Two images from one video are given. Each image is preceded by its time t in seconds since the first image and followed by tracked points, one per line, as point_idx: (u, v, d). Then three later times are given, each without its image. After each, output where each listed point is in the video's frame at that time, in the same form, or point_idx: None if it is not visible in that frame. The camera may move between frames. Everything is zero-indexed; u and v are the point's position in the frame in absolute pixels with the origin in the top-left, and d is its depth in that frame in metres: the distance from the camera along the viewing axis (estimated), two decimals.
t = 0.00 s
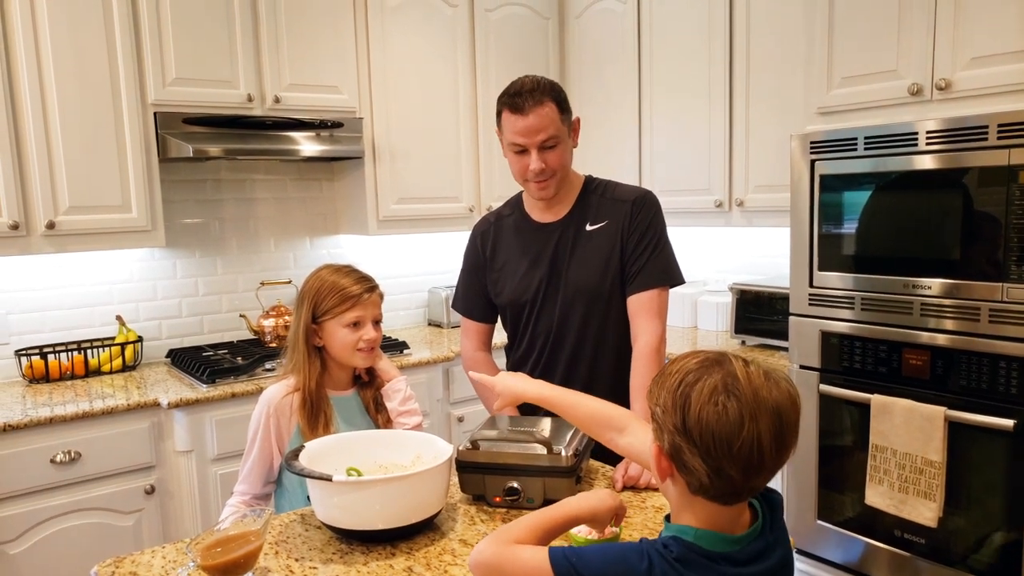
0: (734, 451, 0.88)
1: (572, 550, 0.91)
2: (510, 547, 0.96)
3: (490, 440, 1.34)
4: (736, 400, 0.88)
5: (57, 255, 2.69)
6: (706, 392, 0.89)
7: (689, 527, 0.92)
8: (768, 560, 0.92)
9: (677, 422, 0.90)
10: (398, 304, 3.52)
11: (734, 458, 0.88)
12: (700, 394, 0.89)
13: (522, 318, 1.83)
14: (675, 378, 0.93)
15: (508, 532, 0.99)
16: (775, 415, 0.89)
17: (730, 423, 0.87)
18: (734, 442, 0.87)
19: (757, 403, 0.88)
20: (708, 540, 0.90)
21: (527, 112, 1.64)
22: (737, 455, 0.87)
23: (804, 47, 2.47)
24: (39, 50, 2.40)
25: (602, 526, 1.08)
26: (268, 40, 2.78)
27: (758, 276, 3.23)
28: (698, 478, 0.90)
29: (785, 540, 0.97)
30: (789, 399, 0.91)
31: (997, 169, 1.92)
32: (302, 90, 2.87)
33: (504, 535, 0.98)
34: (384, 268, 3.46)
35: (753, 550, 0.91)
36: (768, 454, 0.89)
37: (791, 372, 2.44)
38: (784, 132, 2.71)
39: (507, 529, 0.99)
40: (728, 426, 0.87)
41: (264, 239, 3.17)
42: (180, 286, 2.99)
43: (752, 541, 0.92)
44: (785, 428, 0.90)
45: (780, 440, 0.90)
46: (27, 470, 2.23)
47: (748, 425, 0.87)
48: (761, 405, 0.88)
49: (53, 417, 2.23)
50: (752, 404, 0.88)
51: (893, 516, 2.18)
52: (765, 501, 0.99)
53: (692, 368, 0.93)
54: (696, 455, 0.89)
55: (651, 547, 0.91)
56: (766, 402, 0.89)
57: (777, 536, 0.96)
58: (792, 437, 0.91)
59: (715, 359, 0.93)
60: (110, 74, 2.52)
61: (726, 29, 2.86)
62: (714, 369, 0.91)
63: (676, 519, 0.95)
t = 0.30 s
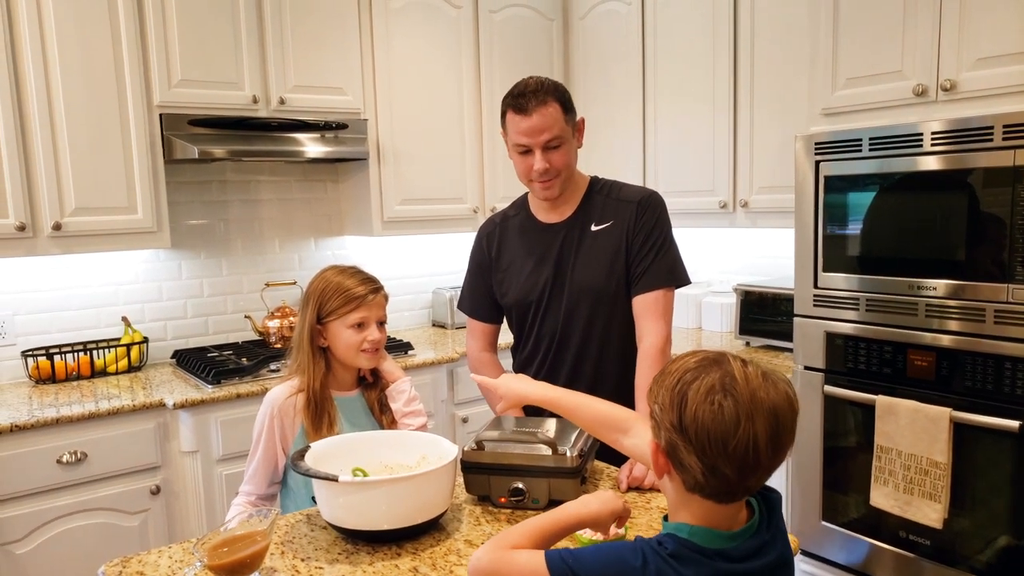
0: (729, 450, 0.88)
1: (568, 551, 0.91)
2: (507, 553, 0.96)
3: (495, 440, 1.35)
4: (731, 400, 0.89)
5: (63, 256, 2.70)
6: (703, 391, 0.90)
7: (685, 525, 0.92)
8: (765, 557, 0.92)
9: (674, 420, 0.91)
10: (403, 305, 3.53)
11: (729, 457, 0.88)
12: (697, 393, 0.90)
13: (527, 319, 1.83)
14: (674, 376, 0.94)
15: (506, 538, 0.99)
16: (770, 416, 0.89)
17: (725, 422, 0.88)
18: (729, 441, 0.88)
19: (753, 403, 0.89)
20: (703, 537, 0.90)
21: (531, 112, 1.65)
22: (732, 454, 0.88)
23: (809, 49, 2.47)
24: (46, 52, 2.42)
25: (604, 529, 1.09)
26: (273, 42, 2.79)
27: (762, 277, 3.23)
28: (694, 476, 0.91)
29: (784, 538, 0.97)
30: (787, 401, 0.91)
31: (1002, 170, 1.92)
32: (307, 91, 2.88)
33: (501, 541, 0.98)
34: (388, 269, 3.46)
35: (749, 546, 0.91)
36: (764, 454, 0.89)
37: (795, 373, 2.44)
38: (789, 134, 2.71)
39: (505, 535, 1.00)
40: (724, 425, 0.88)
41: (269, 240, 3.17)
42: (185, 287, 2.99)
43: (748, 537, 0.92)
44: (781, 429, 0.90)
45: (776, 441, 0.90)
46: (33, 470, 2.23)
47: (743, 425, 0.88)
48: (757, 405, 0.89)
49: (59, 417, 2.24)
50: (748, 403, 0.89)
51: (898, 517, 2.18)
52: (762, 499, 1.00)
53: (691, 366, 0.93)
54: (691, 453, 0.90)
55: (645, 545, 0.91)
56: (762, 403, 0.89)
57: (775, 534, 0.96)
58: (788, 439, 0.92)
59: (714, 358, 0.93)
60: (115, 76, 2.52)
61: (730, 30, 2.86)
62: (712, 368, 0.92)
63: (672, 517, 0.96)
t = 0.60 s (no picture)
0: (722, 451, 0.89)
1: (563, 550, 0.91)
2: (503, 553, 0.96)
3: (499, 442, 1.35)
4: (727, 402, 0.89)
5: (68, 257, 2.71)
6: (699, 392, 0.90)
7: (678, 522, 0.93)
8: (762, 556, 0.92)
9: (670, 419, 0.92)
10: (406, 306, 3.53)
11: (722, 458, 0.89)
12: (694, 394, 0.90)
13: (531, 319, 1.83)
14: (673, 376, 0.94)
15: (503, 540, 0.99)
16: (765, 419, 0.89)
17: (719, 424, 0.88)
18: (723, 442, 0.88)
19: (748, 407, 0.89)
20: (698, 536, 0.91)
21: (539, 114, 1.65)
22: (725, 456, 0.88)
23: (812, 51, 2.47)
24: (52, 54, 2.43)
25: (609, 533, 1.08)
26: (277, 44, 2.80)
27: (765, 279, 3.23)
28: (687, 475, 0.91)
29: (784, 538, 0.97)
30: (784, 406, 0.91)
31: (1006, 171, 1.92)
32: (311, 93, 2.89)
33: (498, 542, 0.99)
34: (391, 270, 3.47)
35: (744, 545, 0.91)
36: (757, 457, 0.90)
37: (798, 375, 2.44)
38: (792, 136, 2.72)
39: (503, 537, 1.00)
40: (718, 426, 0.88)
41: (272, 241, 3.18)
42: (189, 289, 3.00)
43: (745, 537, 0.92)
44: (776, 434, 0.91)
45: (770, 445, 0.90)
46: (37, 471, 2.24)
47: (737, 427, 0.88)
48: (752, 409, 0.89)
49: (63, 418, 2.24)
50: (743, 406, 0.89)
51: (901, 518, 2.18)
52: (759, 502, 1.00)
53: (689, 366, 0.94)
54: (684, 452, 0.91)
55: (638, 543, 0.92)
56: (758, 406, 0.89)
57: (773, 534, 0.95)
58: (783, 443, 0.92)
59: (713, 359, 0.93)
60: (120, 78, 2.53)
61: (734, 32, 2.87)
62: (710, 369, 0.92)
63: (666, 514, 0.97)
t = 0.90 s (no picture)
0: (713, 452, 0.89)
1: (555, 548, 0.92)
2: (496, 550, 0.97)
3: (500, 443, 1.36)
4: (719, 404, 0.89)
5: (68, 258, 2.71)
6: (692, 394, 0.90)
7: (669, 522, 0.94)
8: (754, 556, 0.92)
9: (662, 419, 0.92)
10: (406, 307, 3.54)
11: (713, 459, 0.89)
12: (687, 395, 0.91)
13: (531, 320, 1.84)
14: (667, 377, 0.94)
15: (497, 539, 1.00)
16: (757, 422, 0.90)
17: (711, 425, 0.89)
18: (715, 443, 0.89)
19: (740, 409, 0.89)
20: (690, 535, 0.91)
21: (541, 115, 1.65)
22: (716, 457, 0.89)
23: (812, 52, 2.48)
24: (52, 55, 2.43)
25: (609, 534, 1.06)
26: (278, 44, 2.80)
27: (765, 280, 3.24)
28: (678, 476, 0.92)
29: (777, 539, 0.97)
30: (777, 408, 0.91)
31: (1005, 173, 1.93)
32: (311, 95, 2.89)
33: (492, 541, 0.99)
34: (391, 271, 3.47)
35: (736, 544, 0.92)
36: (749, 460, 0.90)
37: (798, 376, 2.45)
38: (792, 137, 2.72)
39: (498, 536, 1.01)
40: (710, 427, 0.89)
41: (273, 242, 3.18)
42: (189, 290, 3.00)
43: (736, 537, 0.92)
44: (768, 436, 0.91)
45: (763, 448, 0.90)
46: (38, 472, 2.24)
47: (729, 429, 0.89)
48: (745, 411, 0.89)
49: (64, 419, 2.24)
50: (736, 408, 0.89)
51: (901, 519, 2.18)
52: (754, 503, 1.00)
53: (683, 367, 0.94)
54: (676, 453, 0.91)
55: (628, 541, 0.92)
56: (751, 408, 0.90)
57: (766, 534, 0.95)
58: (776, 446, 0.92)
59: (707, 361, 0.94)
60: (120, 79, 2.53)
61: (733, 33, 2.87)
62: (704, 371, 0.92)
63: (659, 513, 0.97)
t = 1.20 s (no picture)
0: (701, 444, 0.89)
1: None
2: None
3: (500, 441, 1.35)
4: (702, 396, 0.90)
5: (69, 256, 2.71)
6: (675, 388, 0.91)
7: (660, 522, 0.94)
8: (746, 559, 0.93)
9: (647, 417, 0.92)
10: (406, 306, 3.54)
11: (700, 451, 0.89)
12: (670, 390, 0.91)
13: (532, 319, 1.83)
14: (649, 375, 0.95)
15: None
16: (739, 409, 0.90)
17: (696, 418, 0.89)
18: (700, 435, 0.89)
19: (722, 399, 0.90)
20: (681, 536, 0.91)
21: (540, 114, 1.65)
22: (704, 449, 0.89)
23: (813, 52, 2.48)
24: (53, 53, 2.43)
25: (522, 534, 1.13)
26: (279, 42, 2.80)
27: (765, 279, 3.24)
28: (668, 472, 0.92)
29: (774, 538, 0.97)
30: (758, 398, 0.92)
31: (1007, 173, 1.93)
32: (311, 93, 2.89)
33: None
34: (391, 270, 3.47)
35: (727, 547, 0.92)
36: (736, 450, 0.90)
37: (798, 375, 2.44)
38: (793, 137, 2.72)
39: None
40: (694, 420, 0.89)
41: (273, 241, 3.18)
42: (189, 288, 3.00)
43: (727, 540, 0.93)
44: (752, 426, 0.91)
45: (748, 438, 0.91)
46: (38, 470, 2.24)
47: (713, 420, 0.89)
48: (727, 402, 0.90)
49: (65, 417, 2.25)
50: (718, 399, 0.89)
51: (901, 519, 2.18)
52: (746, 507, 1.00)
53: (665, 365, 0.95)
54: (665, 449, 0.91)
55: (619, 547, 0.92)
56: (733, 397, 0.90)
57: (758, 537, 0.96)
58: (761, 436, 0.92)
59: (687, 357, 0.94)
60: (121, 77, 2.53)
61: (734, 32, 2.87)
62: (685, 366, 0.93)
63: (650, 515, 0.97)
